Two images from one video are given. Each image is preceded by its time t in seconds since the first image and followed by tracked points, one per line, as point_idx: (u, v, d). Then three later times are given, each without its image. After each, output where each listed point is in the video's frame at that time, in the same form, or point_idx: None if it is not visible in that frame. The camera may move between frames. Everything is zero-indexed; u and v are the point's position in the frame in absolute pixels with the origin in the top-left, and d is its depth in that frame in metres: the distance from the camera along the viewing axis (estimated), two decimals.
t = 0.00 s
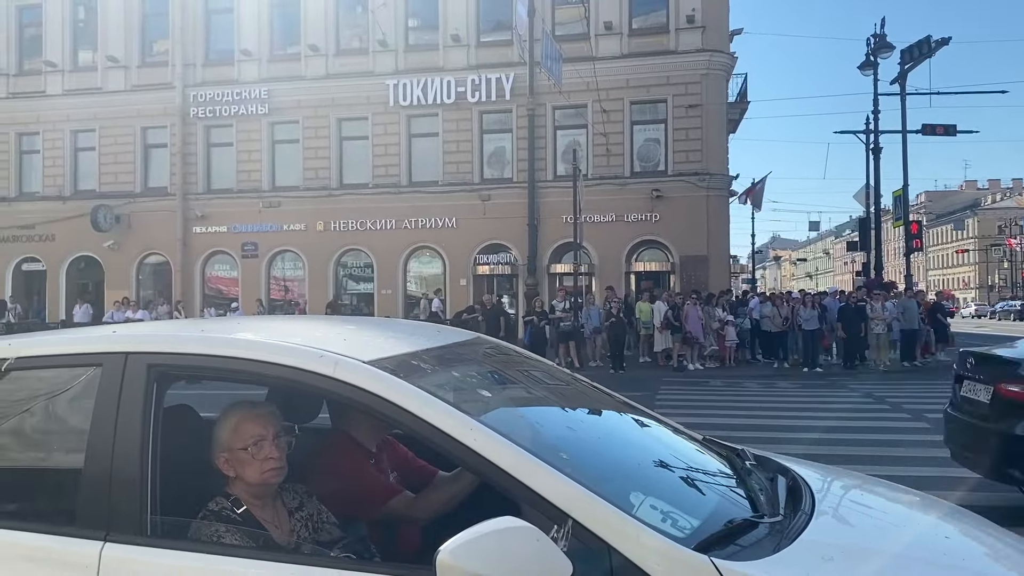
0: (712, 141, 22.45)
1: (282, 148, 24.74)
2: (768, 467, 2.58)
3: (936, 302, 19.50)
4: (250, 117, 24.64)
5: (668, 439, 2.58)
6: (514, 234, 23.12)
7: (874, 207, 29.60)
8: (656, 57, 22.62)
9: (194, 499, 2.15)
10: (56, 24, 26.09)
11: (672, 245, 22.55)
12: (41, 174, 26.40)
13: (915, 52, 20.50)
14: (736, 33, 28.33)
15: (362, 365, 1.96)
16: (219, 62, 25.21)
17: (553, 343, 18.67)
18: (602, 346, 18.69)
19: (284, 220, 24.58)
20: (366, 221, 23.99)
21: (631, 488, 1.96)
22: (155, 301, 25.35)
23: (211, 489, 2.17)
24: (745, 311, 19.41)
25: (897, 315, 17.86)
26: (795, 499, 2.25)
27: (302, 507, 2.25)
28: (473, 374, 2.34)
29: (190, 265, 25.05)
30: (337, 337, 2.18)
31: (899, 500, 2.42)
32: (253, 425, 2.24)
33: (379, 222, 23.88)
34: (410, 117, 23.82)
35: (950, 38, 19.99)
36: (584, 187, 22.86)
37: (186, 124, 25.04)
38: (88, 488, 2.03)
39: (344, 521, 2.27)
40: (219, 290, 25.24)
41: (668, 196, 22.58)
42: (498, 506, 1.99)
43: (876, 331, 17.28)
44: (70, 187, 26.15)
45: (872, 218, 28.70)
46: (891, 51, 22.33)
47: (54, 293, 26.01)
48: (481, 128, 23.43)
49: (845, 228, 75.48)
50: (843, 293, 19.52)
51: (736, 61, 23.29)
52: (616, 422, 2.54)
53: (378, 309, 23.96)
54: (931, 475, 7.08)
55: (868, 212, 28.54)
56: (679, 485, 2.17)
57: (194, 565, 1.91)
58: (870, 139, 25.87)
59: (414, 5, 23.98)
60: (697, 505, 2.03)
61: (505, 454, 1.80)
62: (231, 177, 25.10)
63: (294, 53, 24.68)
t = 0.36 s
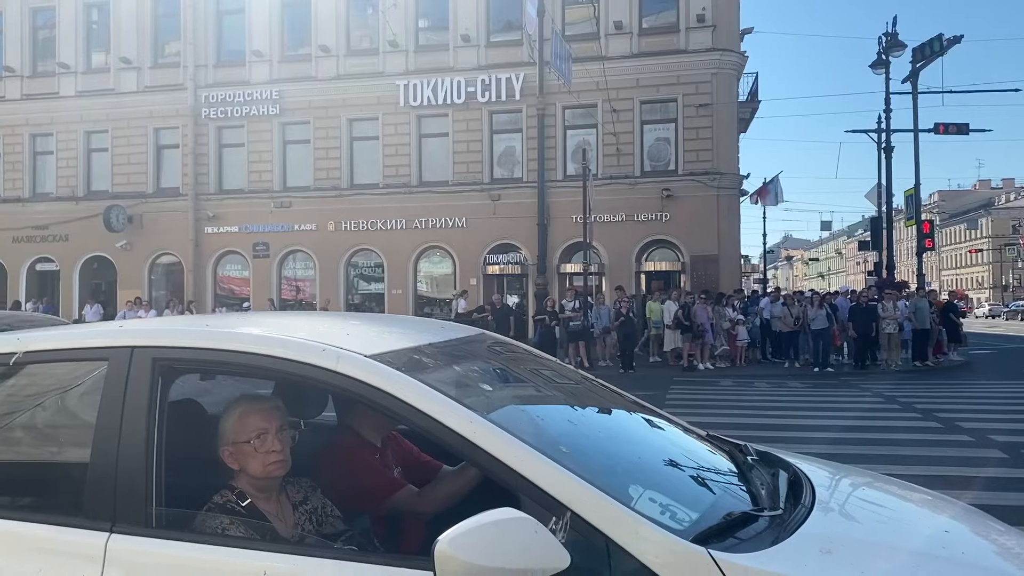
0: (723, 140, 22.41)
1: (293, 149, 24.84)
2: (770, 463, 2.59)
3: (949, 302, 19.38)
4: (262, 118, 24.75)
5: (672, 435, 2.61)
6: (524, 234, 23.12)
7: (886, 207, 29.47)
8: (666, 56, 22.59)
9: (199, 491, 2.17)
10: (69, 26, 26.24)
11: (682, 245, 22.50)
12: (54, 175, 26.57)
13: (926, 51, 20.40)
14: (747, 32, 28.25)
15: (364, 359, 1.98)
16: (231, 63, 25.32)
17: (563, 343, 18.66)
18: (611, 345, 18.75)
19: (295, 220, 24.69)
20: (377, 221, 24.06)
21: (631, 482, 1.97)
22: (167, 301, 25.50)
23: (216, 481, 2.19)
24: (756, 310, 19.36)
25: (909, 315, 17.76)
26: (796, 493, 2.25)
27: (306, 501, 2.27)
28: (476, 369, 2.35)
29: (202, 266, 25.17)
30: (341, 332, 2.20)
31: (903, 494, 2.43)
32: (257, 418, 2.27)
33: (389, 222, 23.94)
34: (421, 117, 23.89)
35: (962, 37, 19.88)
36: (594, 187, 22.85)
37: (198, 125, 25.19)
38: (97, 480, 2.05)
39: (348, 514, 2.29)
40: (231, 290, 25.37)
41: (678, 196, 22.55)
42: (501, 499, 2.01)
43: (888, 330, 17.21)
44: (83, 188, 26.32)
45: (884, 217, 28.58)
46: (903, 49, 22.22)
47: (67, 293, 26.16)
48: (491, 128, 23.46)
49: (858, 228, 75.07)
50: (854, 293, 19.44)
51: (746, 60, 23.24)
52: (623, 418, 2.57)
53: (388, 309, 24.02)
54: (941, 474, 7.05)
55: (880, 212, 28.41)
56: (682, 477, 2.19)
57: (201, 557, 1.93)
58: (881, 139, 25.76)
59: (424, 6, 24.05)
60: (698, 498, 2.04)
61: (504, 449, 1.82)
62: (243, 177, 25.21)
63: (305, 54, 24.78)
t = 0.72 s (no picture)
0: (734, 141, 22.38)
1: (306, 150, 24.98)
2: (766, 463, 2.65)
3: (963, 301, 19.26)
4: (275, 119, 24.91)
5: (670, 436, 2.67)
6: (535, 234, 23.18)
7: (899, 207, 29.32)
8: (677, 57, 22.59)
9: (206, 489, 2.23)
10: (85, 29, 26.49)
11: (694, 245, 22.48)
12: (71, 177, 26.83)
13: (939, 50, 20.30)
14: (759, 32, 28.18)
15: (365, 361, 2.05)
16: (244, 65, 25.49)
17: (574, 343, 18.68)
18: (622, 346, 18.77)
19: (308, 222, 24.84)
20: (389, 222, 24.17)
21: (624, 480, 2.02)
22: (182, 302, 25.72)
23: (222, 481, 2.26)
24: (768, 311, 19.33)
25: (922, 315, 17.70)
26: (789, 492, 2.30)
27: (311, 499, 2.33)
28: (475, 370, 2.41)
29: (216, 266, 25.37)
30: (344, 334, 2.27)
31: (895, 494, 2.49)
32: (263, 419, 2.34)
33: (401, 223, 24.05)
34: (432, 119, 24.00)
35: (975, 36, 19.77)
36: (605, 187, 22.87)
37: (212, 127, 25.39)
38: (108, 477, 2.13)
39: (351, 511, 2.35)
40: (245, 290, 25.54)
41: (689, 196, 22.54)
42: (500, 499, 2.07)
43: (900, 331, 17.18)
44: (99, 189, 26.56)
45: (897, 217, 28.45)
46: (916, 49, 22.12)
47: (83, 293, 26.42)
48: (502, 128, 23.52)
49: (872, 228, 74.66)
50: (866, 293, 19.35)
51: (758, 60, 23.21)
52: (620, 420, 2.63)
53: (400, 309, 24.12)
54: (949, 475, 7.07)
55: (893, 212, 28.29)
56: (676, 476, 2.25)
57: (207, 551, 2.01)
58: (894, 139, 25.66)
59: (436, 7, 24.13)
60: (689, 496, 2.09)
61: (501, 449, 1.88)
62: (256, 179, 25.36)
63: (318, 56, 24.92)
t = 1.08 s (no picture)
0: (750, 140, 22.33)
1: (322, 150, 25.14)
2: (770, 466, 2.70)
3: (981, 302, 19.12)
4: (292, 120, 25.10)
5: (675, 439, 2.72)
6: (550, 234, 23.22)
7: (916, 207, 29.13)
8: (692, 57, 22.56)
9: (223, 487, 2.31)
10: (105, 31, 26.77)
11: (709, 245, 22.45)
12: (91, 178, 27.12)
13: (956, 49, 20.19)
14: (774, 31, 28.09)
15: (375, 364, 2.11)
16: (262, 67, 25.69)
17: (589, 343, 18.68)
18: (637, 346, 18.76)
19: (325, 222, 25.00)
20: (404, 222, 24.29)
21: (627, 482, 2.08)
22: (200, 301, 25.96)
23: (239, 479, 2.33)
24: (784, 311, 19.27)
25: (939, 316, 17.58)
26: (791, 494, 2.35)
27: (324, 497, 2.41)
28: (482, 373, 2.48)
29: (234, 266, 25.58)
30: (355, 338, 2.34)
31: (897, 497, 2.53)
32: (277, 421, 2.42)
33: (416, 223, 24.17)
34: (447, 119, 24.11)
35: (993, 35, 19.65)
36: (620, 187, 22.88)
37: (230, 128, 25.61)
38: (128, 476, 2.20)
39: (362, 510, 2.43)
40: (262, 290, 25.73)
41: (704, 196, 22.49)
42: (508, 499, 2.13)
43: (916, 331, 17.10)
44: (118, 190, 26.85)
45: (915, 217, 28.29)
46: (933, 47, 21.99)
47: (103, 292, 26.71)
48: (517, 129, 23.58)
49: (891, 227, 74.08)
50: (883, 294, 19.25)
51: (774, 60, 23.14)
52: (625, 424, 2.69)
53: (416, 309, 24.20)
54: (962, 476, 7.06)
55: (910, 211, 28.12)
56: (678, 478, 2.31)
57: (222, 548, 2.08)
58: (912, 138, 25.50)
59: (452, 8, 24.23)
60: (690, 497, 2.14)
61: (507, 451, 1.94)
62: (273, 179, 25.56)
63: (334, 57, 25.07)
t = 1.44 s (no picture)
0: (766, 139, 22.28)
1: (339, 150, 25.31)
2: (777, 462, 2.75)
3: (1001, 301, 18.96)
4: (309, 121, 25.29)
5: (683, 436, 2.78)
6: (566, 233, 23.25)
7: (935, 205, 28.92)
8: (708, 55, 22.52)
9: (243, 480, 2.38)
10: (124, 32, 27.06)
11: (726, 244, 22.40)
12: (110, 178, 27.42)
13: (975, 46, 20.03)
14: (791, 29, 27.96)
15: (388, 361, 2.18)
16: (279, 68, 25.87)
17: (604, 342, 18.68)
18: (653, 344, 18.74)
19: (341, 221, 25.14)
20: (420, 221, 24.41)
21: (633, 475, 2.13)
22: (218, 300, 26.19)
23: (258, 472, 2.41)
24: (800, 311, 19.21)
25: (957, 315, 17.46)
26: (797, 489, 2.40)
27: (340, 490, 2.48)
28: (493, 370, 2.55)
29: (252, 265, 25.80)
30: (369, 335, 2.41)
31: (902, 492, 2.58)
32: (294, 416, 2.49)
33: (432, 223, 24.29)
34: (463, 119, 24.20)
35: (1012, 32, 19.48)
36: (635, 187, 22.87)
37: (247, 129, 25.83)
38: (151, 469, 2.28)
39: (378, 503, 2.50)
40: (280, 289, 25.94)
41: (721, 195, 22.45)
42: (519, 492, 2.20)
43: (934, 331, 17.04)
44: (137, 190, 27.14)
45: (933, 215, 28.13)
46: (952, 45, 21.82)
47: (122, 291, 26.99)
48: (533, 128, 23.63)
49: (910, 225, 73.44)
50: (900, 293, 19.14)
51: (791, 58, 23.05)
52: (633, 421, 2.75)
53: (432, 308, 24.30)
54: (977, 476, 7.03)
55: (928, 210, 27.95)
56: (685, 474, 2.37)
57: (242, 538, 2.15)
58: (930, 136, 25.32)
59: (468, 7, 24.31)
60: (695, 491, 2.20)
61: (517, 445, 2.00)
62: (291, 179, 25.75)
63: (351, 58, 25.20)
